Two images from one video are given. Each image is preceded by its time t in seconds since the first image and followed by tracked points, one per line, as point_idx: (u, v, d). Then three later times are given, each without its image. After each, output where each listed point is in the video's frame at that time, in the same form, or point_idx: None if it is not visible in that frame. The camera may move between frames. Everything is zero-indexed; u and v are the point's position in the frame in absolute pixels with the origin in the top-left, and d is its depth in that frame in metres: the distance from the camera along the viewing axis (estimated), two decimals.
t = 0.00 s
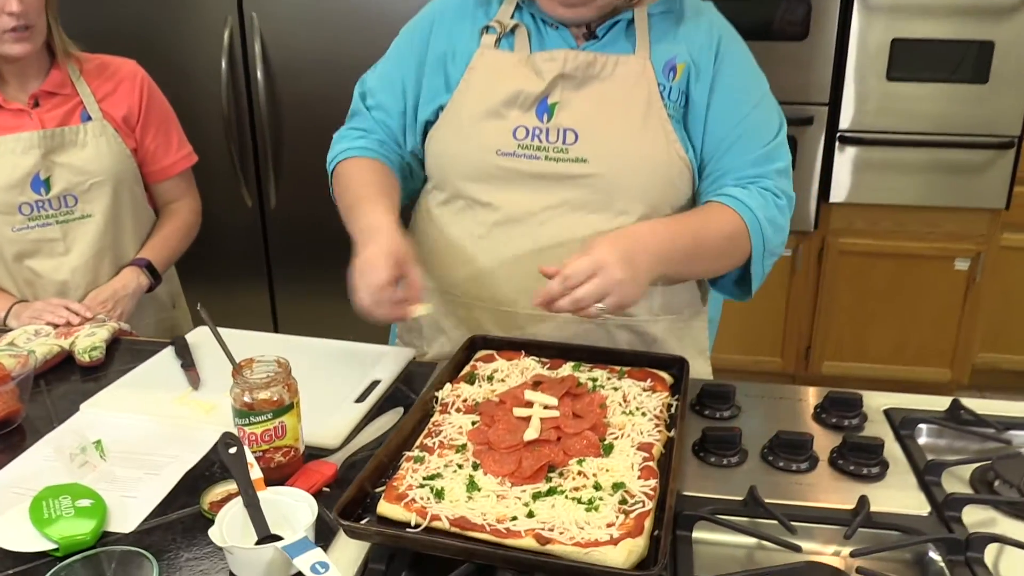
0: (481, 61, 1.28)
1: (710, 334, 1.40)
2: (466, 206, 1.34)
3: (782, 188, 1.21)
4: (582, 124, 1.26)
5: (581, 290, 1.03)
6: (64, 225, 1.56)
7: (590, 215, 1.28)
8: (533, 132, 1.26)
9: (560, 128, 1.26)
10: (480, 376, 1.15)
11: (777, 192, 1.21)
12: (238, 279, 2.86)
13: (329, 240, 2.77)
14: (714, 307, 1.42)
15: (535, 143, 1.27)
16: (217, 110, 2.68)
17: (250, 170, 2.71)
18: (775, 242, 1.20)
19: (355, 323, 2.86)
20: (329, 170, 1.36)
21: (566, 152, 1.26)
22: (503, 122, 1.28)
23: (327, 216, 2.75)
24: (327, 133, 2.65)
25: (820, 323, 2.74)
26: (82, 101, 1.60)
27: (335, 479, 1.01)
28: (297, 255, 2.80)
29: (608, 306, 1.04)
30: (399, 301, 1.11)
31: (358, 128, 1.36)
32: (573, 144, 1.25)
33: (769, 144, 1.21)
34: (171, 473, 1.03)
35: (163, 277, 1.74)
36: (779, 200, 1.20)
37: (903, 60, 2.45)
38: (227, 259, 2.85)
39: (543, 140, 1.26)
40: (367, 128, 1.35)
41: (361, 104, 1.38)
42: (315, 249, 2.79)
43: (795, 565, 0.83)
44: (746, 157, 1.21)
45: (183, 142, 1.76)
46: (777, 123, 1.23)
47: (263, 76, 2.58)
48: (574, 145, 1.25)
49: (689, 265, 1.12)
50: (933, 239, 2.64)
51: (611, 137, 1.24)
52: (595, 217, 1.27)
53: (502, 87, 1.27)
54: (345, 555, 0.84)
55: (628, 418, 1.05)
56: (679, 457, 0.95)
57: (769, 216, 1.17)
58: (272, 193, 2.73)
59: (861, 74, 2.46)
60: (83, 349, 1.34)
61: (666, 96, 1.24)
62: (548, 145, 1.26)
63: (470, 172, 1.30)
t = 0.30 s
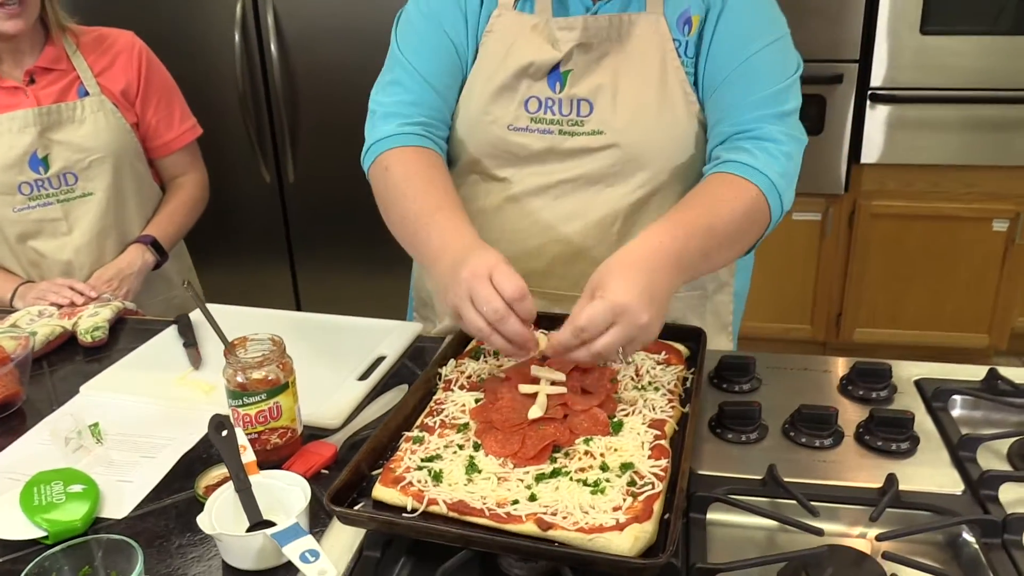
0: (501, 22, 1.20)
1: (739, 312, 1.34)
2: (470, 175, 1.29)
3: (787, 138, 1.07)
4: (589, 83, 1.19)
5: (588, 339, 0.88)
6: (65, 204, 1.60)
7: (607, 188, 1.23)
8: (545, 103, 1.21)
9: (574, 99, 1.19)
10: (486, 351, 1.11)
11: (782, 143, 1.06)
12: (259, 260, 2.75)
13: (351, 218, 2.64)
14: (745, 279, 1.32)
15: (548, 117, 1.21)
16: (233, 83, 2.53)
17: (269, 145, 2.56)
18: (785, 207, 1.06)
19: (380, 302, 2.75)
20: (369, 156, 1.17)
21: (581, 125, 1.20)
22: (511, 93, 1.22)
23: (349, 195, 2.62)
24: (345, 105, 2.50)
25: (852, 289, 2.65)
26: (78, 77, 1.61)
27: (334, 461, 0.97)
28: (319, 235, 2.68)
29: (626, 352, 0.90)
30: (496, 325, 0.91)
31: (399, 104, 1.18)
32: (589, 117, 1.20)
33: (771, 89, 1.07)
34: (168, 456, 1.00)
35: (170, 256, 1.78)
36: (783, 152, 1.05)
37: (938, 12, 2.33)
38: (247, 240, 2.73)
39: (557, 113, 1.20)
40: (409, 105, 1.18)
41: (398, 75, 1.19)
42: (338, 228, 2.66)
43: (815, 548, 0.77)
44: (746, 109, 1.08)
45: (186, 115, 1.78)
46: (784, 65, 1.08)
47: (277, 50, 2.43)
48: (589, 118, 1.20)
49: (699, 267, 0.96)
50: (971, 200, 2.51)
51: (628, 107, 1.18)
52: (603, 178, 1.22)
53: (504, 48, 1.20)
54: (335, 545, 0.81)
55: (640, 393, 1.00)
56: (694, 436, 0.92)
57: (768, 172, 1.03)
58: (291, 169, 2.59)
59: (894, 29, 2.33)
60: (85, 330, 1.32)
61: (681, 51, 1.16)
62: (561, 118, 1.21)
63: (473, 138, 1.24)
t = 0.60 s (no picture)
0: None
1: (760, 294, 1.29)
2: (474, 152, 1.26)
3: (804, 122, 1.00)
4: (598, 55, 1.14)
5: (585, 353, 0.84)
6: (69, 182, 1.60)
7: (621, 170, 1.19)
8: (557, 83, 1.15)
9: (587, 79, 1.14)
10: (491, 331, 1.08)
11: (798, 130, 1.00)
12: (275, 240, 2.71)
13: (366, 194, 2.59)
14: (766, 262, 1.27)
15: (559, 97, 1.16)
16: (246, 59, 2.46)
17: (282, 120, 2.51)
18: (799, 200, 1.01)
19: (398, 279, 2.70)
20: (379, 143, 1.14)
21: (594, 106, 1.15)
22: (522, 76, 1.16)
23: (365, 169, 2.57)
24: (358, 80, 2.43)
25: (876, 265, 2.58)
26: (81, 53, 1.59)
27: (333, 444, 0.95)
28: (336, 211, 2.63)
29: (640, 361, 0.85)
30: (503, 346, 0.88)
31: (409, 87, 1.14)
32: (602, 97, 1.15)
33: (789, 68, 1.01)
34: (165, 438, 0.99)
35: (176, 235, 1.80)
36: (797, 140, 0.99)
37: None
38: (262, 215, 2.68)
39: (568, 93, 1.15)
40: (420, 88, 1.14)
41: (409, 55, 1.15)
42: (353, 205, 2.61)
43: (830, 537, 0.73)
44: (763, 91, 1.02)
45: (190, 90, 1.77)
46: (804, 42, 1.01)
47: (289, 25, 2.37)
48: (603, 99, 1.15)
49: (702, 274, 0.93)
50: (999, 172, 2.43)
51: (644, 87, 1.13)
52: (614, 156, 1.17)
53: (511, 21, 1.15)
54: (330, 534, 0.78)
55: (650, 374, 0.97)
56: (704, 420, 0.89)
57: (777, 164, 0.98)
58: (304, 143, 2.53)
59: None
60: (87, 310, 1.30)
61: (701, 28, 1.10)
62: (573, 98, 1.15)
63: (480, 114, 1.20)
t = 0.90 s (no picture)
0: None
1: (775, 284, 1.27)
2: (484, 140, 1.23)
3: (827, 104, 0.97)
4: (609, 40, 1.11)
5: (599, 327, 0.83)
6: (77, 171, 1.61)
7: (635, 157, 1.16)
8: (569, 70, 1.13)
9: (600, 64, 1.11)
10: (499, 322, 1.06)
11: (821, 112, 0.96)
12: (289, 230, 2.69)
13: (380, 182, 2.56)
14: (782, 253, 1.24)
15: (571, 83, 1.13)
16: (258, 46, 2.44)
17: (295, 108, 2.49)
18: (822, 183, 0.98)
19: (412, 269, 2.68)
20: (387, 130, 1.11)
21: (608, 91, 1.12)
22: (534, 61, 1.14)
23: (379, 157, 2.54)
24: (371, 67, 2.40)
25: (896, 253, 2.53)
26: (87, 41, 1.59)
27: (337, 437, 0.93)
28: (350, 200, 2.61)
29: (663, 331, 0.81)
30: (513, 340, 0.85)
31: (419, 73, 1.11)
32: (615, 83, 1.12)
33: (810, 50, 0.97)
34: (168, 430, 0.98)
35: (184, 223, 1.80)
36: (820, 123, 0.96)
37: None
38: (276, 204, 2.67)
39: (581, 79, 1.13)
40: (430, 74, 1.12)
41: (419, 41, 1.13)
42: (367, 193, 2.58)
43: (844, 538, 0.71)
44: (783, 73, 0.98)
45: (198, 78, 1.77)
46: (826, 23, 0.98)
47: (302, 13, 2.34)
48: (616, 84, 1.12)
49: (726, 260, 0.91)
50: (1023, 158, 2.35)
51: (657, 73, 1.10)
52: (625, 144, 1.14)
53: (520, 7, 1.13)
54: (332, 530, 0.78)
55: (660, 366, 0.95)
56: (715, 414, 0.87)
57: (798, 148, 0.95)
58: (318, 131, 2.51)
59: None
60: (94, 300, 1.29)
61: (717, 10, 1.08)
62: (585, 84, 1.13)
63: (490, 100, 1.17)
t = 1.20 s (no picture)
0: None
1: (785, 271, 1.25)
2: (490, 125, 1.22)
3: (834, 85, 0.94)
4: (617, 20, 1.08)
5: (595, 321, 0.81)
6: (82, 161, 1.61)
7: (642, 141, 1.14)
8: (577, 50, 1.11)
9: (608, 45, 1.09)
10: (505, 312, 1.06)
11: (827, 94, 0.94)
12: (298, 219, 2.68)
13: (388, 170, 2.54)
14: (793, 238, 1.22)
15: (579, 64, 1.11)
16: (264, 34, 2.40)
17: (302, 96, 2.47)
18: (830, 167, 0.95)
19: (421, 258, 2.67)
20: (393, 110, 1.09)
21: (616, 73, 1.10)
22: (539, 41, 1.12)
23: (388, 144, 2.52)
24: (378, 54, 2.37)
25: (908, 241, 2.50)
26: (91, 28, 1.58)
27: (341, 429, 0.93)
28: (358, 189, 2.59)
29: (660, 324, 0.79)
30: (519, 325, 0.83)
31: (428, 53, 1.10)
32: (624, 64, 1.10)
33: (817, 31, 0.95)
34: (171, 422, 0.98)
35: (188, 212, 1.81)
36: (826, 105, 0.93)
37: None
38: (285, 193, 2.65)
39: (588, 60, 1.11)
40: (439, 55, 1.10)
41: (427, 20, 1.11)
42: (376, 182, 2.57)
43: (857, 532, 0.69)
44: (790, 54, 0.96)
45: (202, 66, 1.76)
46: (835, 3, 0.95)
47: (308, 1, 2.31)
48: (625, 65, 1.10)
49: (730, 250, 0.88)
50: None
51: (666, 53, 1.08)
52: (633, 129, 1.12)
53: None
54: (335, 524, 0.78)
55: (668, 356, 0.94)
56: (725, 404, 0.85)
57: (802, 131, 0.92)
58: (325, 120, 2.49)
59: None
60: (98, 290, 1.28)
61: None
62: (593, 66, 1.11)
63: (497, 84, 1.15)
